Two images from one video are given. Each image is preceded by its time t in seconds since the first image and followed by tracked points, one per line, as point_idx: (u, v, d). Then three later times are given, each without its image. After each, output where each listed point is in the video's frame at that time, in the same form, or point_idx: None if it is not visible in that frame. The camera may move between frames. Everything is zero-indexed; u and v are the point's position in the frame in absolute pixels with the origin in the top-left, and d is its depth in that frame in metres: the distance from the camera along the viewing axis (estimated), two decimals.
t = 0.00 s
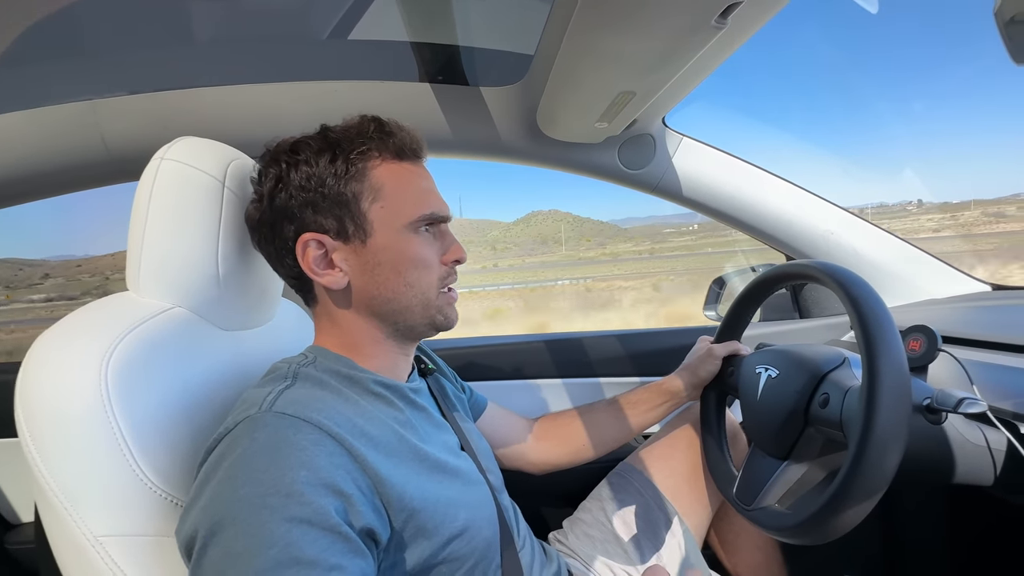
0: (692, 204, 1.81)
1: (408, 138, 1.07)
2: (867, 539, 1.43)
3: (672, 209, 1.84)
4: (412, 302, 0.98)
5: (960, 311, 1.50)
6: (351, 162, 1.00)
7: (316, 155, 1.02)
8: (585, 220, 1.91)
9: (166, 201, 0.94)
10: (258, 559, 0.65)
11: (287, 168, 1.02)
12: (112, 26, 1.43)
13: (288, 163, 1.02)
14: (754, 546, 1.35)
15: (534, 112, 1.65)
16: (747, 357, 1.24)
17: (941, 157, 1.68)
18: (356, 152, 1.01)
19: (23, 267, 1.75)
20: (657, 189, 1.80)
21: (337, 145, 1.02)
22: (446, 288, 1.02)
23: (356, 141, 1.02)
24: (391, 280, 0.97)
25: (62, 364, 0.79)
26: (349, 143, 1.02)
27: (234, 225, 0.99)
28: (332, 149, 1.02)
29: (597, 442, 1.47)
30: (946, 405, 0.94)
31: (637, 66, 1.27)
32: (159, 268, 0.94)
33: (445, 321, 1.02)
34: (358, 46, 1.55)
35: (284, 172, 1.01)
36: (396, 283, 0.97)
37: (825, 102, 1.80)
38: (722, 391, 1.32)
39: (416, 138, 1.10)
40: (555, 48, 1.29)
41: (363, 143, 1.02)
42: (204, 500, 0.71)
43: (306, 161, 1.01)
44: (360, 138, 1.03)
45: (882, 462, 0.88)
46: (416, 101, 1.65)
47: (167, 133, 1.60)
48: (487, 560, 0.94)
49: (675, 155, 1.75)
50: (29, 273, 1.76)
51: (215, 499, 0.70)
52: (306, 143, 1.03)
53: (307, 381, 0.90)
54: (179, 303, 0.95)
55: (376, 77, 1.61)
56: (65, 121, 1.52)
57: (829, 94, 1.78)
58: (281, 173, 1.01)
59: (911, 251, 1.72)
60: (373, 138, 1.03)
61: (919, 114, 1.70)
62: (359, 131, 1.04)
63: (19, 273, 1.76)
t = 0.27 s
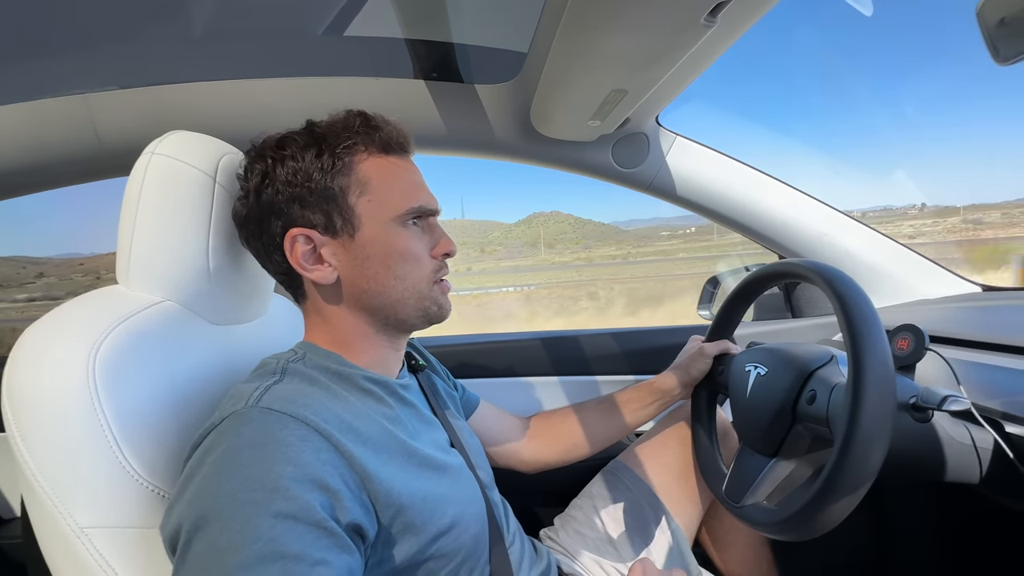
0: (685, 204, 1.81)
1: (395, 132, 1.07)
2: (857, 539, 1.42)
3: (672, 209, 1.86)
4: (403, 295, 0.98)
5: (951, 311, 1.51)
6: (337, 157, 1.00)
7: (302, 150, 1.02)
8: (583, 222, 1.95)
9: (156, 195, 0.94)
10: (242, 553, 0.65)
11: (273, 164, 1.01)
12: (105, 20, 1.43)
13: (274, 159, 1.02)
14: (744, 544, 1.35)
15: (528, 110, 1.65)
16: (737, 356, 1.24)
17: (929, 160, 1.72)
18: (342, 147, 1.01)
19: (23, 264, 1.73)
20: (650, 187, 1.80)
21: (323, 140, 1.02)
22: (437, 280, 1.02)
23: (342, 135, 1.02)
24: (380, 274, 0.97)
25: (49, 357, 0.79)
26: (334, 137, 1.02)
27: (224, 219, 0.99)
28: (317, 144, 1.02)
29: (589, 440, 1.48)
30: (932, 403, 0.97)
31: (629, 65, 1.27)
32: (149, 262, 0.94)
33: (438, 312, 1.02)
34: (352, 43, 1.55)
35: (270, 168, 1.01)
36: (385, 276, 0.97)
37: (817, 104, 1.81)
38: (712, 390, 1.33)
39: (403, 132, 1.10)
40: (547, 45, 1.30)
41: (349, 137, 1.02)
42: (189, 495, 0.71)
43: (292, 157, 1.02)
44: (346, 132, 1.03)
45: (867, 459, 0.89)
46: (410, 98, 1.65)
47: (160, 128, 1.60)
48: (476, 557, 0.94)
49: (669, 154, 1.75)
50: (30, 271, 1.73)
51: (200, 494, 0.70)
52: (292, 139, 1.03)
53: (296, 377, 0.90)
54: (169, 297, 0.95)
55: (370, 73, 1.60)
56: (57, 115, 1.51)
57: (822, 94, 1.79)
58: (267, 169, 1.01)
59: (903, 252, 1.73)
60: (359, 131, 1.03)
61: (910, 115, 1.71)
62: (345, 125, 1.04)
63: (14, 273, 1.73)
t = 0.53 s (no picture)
0: (681, 208, 1.83)
1: (387, 136, 1.08)
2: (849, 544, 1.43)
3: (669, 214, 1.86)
4: (392, 301, 0.99)
5: (945, 316, 1.51)
6: (328, 162, 1.01)
7: (293, 155, 1.03)
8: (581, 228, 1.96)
9: (154, 198, 0.96)
10: (231, 552, 0.66)
11: (264, 168, 1.03)
12: (108, 24, 1.45)
13: (265, 163, 1.03)
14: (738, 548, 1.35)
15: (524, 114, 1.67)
16: (729, 359, 1.25)
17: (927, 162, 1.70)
18: (333, 152, 1.02)
19: (36, 263, 1.76)
20: (646, 192, 1.81)
21: (314, 144, 1.03)
22: (427, 286, 1.03)
23: (333, 140, 1.03)
24: (369, 279, 0.98)
25: (46, 356, 0.81)
26: (326, 142, 1.03)
27: (221, 223, 1.00)
28: (308, 149, 1.03)
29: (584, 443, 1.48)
30: (919, 407, 1.05)
31: (621, 70, 1.29)
32: (146, 263, 0.96)
33: (427, 319, 1.03)
34: (351, 48, 1.57)
35: (261, 172, 1.03)
36: (374, 282, 0.98)
37: (813, 109, 1.82)
38: (706, 394, 1.34)
39: (397, 136, 1.11)
40: (540, 52, 1.31)
41: (340, 142, 1.03)
42: (180, 495, 0.72)
43: (282, 161, 1.03)
44: (338, 137, 1.04)
45: (853, 461, 0.90)
46: (408, 103, 1.66)
47: (160, 132, 1.62)
48: (466, 558, 0.95)
49: (664, 158, 1.77)
50: (45, 270, 1.76)
51: (191, 493, 0.71)
52: (283, 144, 1.05)
53: (289, 379, 0.91)
54: (166, 297, 0.96)
55: (368, 78, 1.62)
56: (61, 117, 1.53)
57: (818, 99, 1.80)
58: (258, 173, 1.03)
59: (898, 256, 1.73)
60: (350, 136, 1.04)
61: (905, 121, 1.72)
62: (337, 130, 1.05)
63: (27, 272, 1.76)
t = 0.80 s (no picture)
0: (683, 212, 1.83)
1: (385, 140, 1.09)
2: (849, 550, 1.42)
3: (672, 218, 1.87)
4: (387, 306, 1.00)
5: (947, 322, 1.51)
6: (324, 167, 1.02)
7: (290, 160, 1.04)
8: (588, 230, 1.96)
9: (160, 201, 0.98)
10: (230, 550, 0.68)
11: (262, 173, 1.04)
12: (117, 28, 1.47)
13: (263, 168, 1.04)
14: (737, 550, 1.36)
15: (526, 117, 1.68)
16: (728, 362, 1.26)
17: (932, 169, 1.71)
18: (329, 157, 1.03)
19: (56, 261, 1.78)
20: (647, 194, 1.82)
21: (311, 149, 1.05)
22: (423, 291, 1.04)
23: (330, 145, 1.05)
24: (364, 285, 1.00)
25: (54, 356, 0.83)
26: (323, 147, 1.05)
27: (225, 226, 1.03)
28: (305, 154, 1.04)
29: (583, 443, 1.50)
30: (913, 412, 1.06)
31: (621, 76, 1.30)
32: (151, 265, 0.98)
33: (424, 324, 1.04)
34: (354, 52, 1.59)
35: (258, 177, 1.04)
36: (369, 287, 1.00)
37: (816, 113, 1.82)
38: (705, 397, 1.34)
39: (396, 140, 1.12)
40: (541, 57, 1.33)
41: (337, 147, 1.04)
42: (181, 492, 0.74)
43: (279, 166, 1.04)
44: (335, 142, 1.05)
45: (847, 466, 0.90)
46: (411, 105, 1.68)
47: (167, 133, 1.64)
48: (463, 558, 0.96)
49: (665, 161, 1.77)
50: (65, 269, 1.78)
51: (192, 491, 0.73)
52: (280, 149, 1.06)
53: (289, 379, 0.93)
54: (171, 298, 0.98)
55: (372, 81, 1.64)
56: (70, 118, 1.56)
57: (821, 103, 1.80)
58: (256, 178, 1.04)
59: (902, 261, 1.72)
60: (346, 141, 1.06)
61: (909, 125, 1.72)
62: (334, 135, 1.07)
63: (46, 271, 1.79)
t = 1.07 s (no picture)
0: (684, 208, 1.84)
1: (394, 134, 1.09)
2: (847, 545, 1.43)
3: (679, 216, 1.88)
4: (394, 303, 1.02)
5: (949, 319, 1.51)
6: (331, 162, 1.03)
7: (297, 154, 1.05)
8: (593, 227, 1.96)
9: (165, 194, 0.99)
10: (232, 535, 0.69)
11: (269, 167, 1.05)
12: (124, 23, 1.49)
13: (270, 162, 1.05)
14: (738, 545, 1.36)
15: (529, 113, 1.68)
16: (729, 358, 1.26)
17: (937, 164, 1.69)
18: (337, 152, 1.03)
19: (73, 258, 1.78)
20: (650, 191, 1.82)
21: (319, 144, 1.05)
22: (430, 287, 1.05)
23: (338, 140, 1.05)
24: (371, 281, 1.01)
25: (62, 345, 0.84)
26: (330, 141, 1.05)
27: (229, 217, 1.03)
28: (312, 148, 1.05)
29: (582, 438, 1.51)
30: (911, 407, 1.06)
31: (623, 70, 1.31)
32: (157, 256, 0.99)
33: (429, 319, 1.06)
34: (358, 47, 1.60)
35: (266, 171, 1.05)
36: (376, 284, 1.01)
37: (820, 109, 1.82)
38: (705, 392, 1.35)
39: (405, 134, 1.12)
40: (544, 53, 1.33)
41: (344, 142, 1.05)
42: (185, 478, 0.75)
43: (286, 160, 1.04)
44: (343, 137, 1.05)
45: (846, 459, 0.91)
46: (415, 101, 1.69)
47: (172, 128, 1.65)
48: (462, 549, 0.97)
49: (668, 157, 1.78)
50: (82, 266, 1.79)
51: (196, 478, 0.74)
52: (288, 143, 1.06)
53: (292, 369, 0.94)
54: (177, 290, 1.00)
55: (375, 77, 1.65)
56: (77, 112, 1.57)
57: (825, 98, 1.80)
58: (263, 172, 1.05)
59: (906, 259, 1.70)
60: (353, 135, 1.06)
61: (914, 121, 1.71)
62: (342, 129, 1.07)
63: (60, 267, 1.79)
